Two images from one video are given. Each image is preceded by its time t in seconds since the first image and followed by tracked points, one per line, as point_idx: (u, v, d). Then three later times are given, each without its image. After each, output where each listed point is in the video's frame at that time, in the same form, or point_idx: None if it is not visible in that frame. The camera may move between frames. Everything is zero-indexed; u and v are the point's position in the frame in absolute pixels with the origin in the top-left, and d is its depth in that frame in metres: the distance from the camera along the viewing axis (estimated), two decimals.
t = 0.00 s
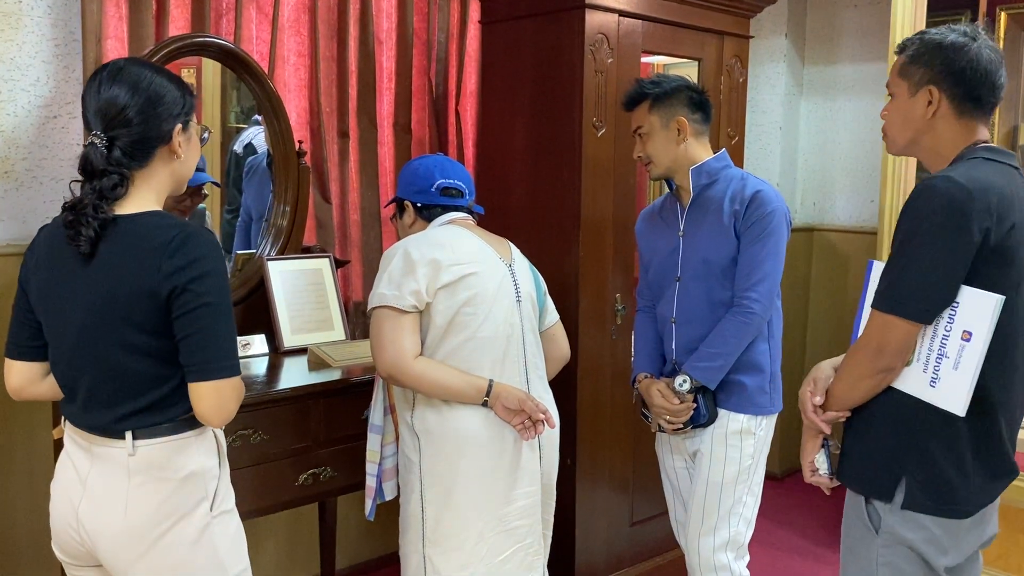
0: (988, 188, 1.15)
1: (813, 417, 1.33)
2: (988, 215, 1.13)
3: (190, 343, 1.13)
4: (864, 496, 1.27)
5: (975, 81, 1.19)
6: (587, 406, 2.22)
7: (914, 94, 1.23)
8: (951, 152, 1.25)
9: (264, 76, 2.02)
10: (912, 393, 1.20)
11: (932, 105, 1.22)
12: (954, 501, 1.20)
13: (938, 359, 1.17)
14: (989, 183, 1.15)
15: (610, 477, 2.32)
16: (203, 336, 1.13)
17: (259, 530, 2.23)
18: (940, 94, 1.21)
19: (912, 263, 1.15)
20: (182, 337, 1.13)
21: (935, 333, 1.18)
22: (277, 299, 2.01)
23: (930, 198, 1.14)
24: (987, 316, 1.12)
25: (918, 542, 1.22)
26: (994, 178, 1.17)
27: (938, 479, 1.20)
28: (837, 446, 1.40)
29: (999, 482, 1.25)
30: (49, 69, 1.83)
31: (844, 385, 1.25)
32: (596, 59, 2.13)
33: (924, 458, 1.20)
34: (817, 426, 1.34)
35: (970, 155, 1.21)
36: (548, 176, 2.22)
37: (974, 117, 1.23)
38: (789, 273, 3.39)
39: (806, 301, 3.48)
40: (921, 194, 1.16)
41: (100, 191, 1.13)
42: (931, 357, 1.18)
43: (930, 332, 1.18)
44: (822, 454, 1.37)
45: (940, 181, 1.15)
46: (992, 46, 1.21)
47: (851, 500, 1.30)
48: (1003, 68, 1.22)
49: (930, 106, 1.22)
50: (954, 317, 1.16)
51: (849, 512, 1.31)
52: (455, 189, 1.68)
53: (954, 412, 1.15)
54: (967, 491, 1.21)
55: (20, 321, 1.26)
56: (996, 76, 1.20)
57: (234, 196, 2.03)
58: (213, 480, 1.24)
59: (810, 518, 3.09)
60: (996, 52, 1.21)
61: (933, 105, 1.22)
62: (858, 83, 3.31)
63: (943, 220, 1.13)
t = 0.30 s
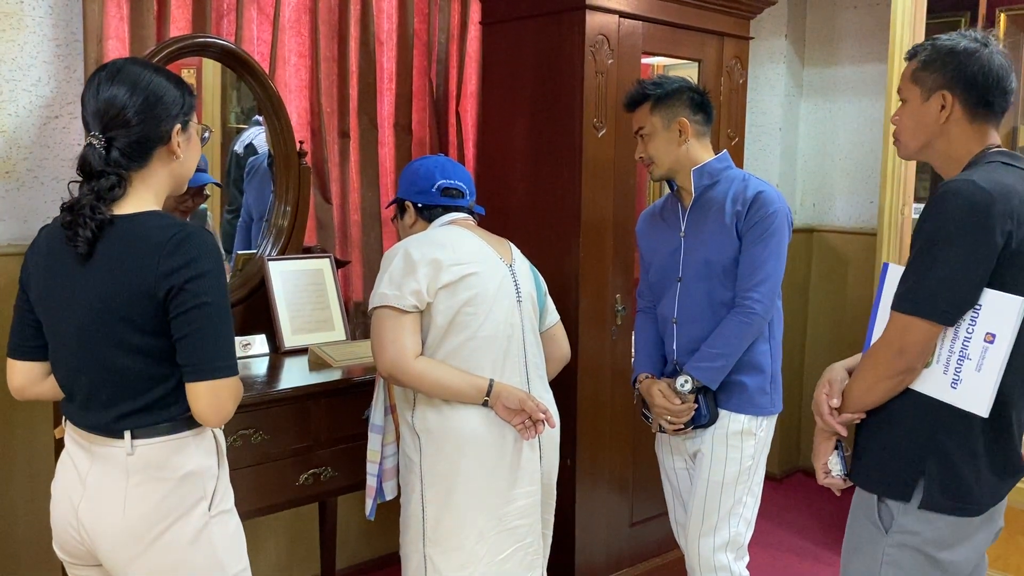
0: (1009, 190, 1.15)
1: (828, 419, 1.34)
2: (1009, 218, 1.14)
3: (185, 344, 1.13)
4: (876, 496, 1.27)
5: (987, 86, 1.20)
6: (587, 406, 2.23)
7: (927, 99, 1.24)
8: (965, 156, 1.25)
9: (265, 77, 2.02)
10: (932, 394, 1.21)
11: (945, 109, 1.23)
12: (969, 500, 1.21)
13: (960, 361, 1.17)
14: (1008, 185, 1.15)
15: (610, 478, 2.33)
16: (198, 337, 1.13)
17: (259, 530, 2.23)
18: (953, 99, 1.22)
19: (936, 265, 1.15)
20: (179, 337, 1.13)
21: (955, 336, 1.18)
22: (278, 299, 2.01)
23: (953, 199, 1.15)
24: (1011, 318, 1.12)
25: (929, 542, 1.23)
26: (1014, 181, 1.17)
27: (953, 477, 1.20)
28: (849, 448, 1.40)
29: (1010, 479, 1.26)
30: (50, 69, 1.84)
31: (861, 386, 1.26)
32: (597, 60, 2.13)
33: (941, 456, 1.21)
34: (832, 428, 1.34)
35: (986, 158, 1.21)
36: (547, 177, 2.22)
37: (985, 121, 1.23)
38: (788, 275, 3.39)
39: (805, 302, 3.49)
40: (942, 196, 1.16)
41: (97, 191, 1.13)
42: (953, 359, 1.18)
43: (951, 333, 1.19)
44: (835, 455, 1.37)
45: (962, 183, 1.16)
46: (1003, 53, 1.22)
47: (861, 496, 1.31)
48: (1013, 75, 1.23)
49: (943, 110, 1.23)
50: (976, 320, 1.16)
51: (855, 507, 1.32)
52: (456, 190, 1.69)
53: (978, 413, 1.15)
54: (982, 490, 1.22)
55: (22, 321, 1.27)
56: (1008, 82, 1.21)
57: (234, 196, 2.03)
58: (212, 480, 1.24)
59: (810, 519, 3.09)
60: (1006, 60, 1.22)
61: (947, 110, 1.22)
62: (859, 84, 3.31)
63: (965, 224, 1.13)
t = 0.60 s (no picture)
0: (1014, 194, 1.15)
1: (830, 419, 1.34)
2: (1014, 221, 1.14)
3: (191, 344, 1.13)
4: (879, 497, 1.27)
5: (994, 89, 1.20)
6: (588, 408, 2.23)
7: (934, 102, 1.24)
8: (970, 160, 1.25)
9: (267, 79, 2.03)
10: (934, 397, 1.21)
11: (952, 113, 1.23)
12: (971, 501, 1.21)
13: (962, 364, 1.18)
14: (1012, 189, 1.16)
15: (610, 480, 2.33)
16: (203, 337, 1.13)
17: (259, 532, 2.23)
18: (960, 102, 1.22)
19: (939, 267, 1.15)
20: (184, 337, 1.13)
21: (958, 338, 1.18)
22: (280, 300, 2.01)
23: (958, 202, 1.15)
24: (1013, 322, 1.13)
25: (931, 543, 1.23)
26: (1019, 185, 1.17)
27: (954, 478, 1.21)
28: (849, 449, 1.40)
29: (1011, 481, 1.26)
30: (52, 71, 1.84)
31: (863, 387, 1.26)
32: (598, 62, 2.14)
33: (942, 458, 1.21)
34: (833, 429, 1.34)
35: (991, 162, 1.22)
36: (548, 178, 2.22)
37: (990, 124, 1.23)
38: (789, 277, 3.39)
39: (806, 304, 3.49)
40: (947, 201, 1.16)
41: (102, 190, 1.13)
42: (955, 362, 1.18)
43: (953, 336, 1.19)
44: (835, 455, 1.37)
45: (968, 186, 1.16)
46: (1009, 56, 1.23)
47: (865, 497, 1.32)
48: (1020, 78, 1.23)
49: (949, 113, 1.23)
50: (978, 323, 1.16)
51: (857, 509, 1.32)
52: (456, 192, 1.69)
53: (980, 416, 1.15)
54: (983, 492, 1.22)
55: (26, 320, 1.27)
56: (1014, 86, 1.21)
57: (236, 198, 2.03)
58: (221, 480, 1.25)
59: (811, 521, 3.09)
60: (1012, 63, 1.23)
61: (953, 113, 1.23)
62: (860, 86, 3.31)
63: (968, 227, 1.13)
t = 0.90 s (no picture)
0: (1017, 194, 1.15)
1: (831, 418, 1.34)
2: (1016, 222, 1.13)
3: (223, 338, 1.13)
4: (881, 496, 1.27)
5: (999, 87, 1.20)
6: (589, 407, 2.23)
7: (938, 101, 1.24)
8: (974, 159, 1.25)
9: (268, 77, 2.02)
10: (935, 397, 1.21)
11: (956, 111, 1.23)
12: (973, 501, 1.20)
13: (962, 364, 1.17)
14: (1015, 189, 1.15)
15: (611, 479, 2.33)
16: (238, 331, 1.13)
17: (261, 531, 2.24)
18: (964, 101, 1.22)
19: (940, 267, 1.15)
20: (216, 332, 1.13)
21: (959, 338, 1.18)
22: (281, 298, 2.01)
23: (959, 202, 1.15)
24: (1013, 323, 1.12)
25: (932, 542, 1.23)
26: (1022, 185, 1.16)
27: (957, 478, 1.20)
28: (853, 447, 1.40)
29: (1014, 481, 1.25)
30: (54, 69, 1.84)
31: (863, 387, 1.26)
32: (600, 62, 2.14)
33: (943, 458, 1.21)
34: (835, 428, 1.35)
35: (995, 161, 1.21)
36: (553, 176, 2.21)
37: (994, 123, 1.23)
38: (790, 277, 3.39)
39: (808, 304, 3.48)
40: (948, 201, 1.16)
41: (120, 185, 1.12)
42: (956, 362, 1.18)
43: (955, 336, 1.19)
44: (839, 453, 1.37)
45: (969, 186, 1.16)
46: (1014, 55, 1.22)
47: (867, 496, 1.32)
48: None
49: (954, 112, 1.23)
50: (979, 323, 1.16)
51: (860, 508, 1.33)
52: (457, 191, 1.69)
53: (981, 416, 1.15)
54: (986, 491, 1.21)
55: (36, 318, 1.23)
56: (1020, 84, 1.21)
57: (238, 197, 2.03)
58: (242, 472, 1.26)
59: (813, 521, 3.09)
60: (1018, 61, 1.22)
61: (957, 112, 1.23)
62: (862, 86, 3.31)
63: (968, 228, 1.13)
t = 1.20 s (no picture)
0: None
1: (840, 417, 1.34)
2: None
3: (254, 340, 1.14)
4: (889, 495, 1.27)
5: (1011, 85, 1.19)
6: (595, 406, 2.23)
7: (948, 100, 1.24)
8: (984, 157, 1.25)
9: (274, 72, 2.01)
10: (943, 396, 1.20)
11: (967, 109, 1.23)
12: (981, 500, 1.20)
13: (970, 363, 1.17)
14: None
15: (618, 478, 2.32)
16: (268, 333, 1.14)
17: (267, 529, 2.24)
18: (975, 98, 1.22)
19: (948, 265, 1.15)
20: (245, 333, 1.13)
21: (967, 337, 1.18)
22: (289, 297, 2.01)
23: (968, 201, 1.14)
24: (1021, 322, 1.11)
25: (941, 541, 1.22)
26: None
27: (966, 477, 1.20)
28: (863, 445, 1.39)
29: None
30: (61, 67, 1.85)
31: (872, 385, 1.26)
32: (606, 60, 2.13)
33: (952, 456, 1.21)
34: (844, 426, 1.34)
35: (1007, 158, 1.21)
36: (560, 175, 2.21)
37: (1006, 120, 1.22)
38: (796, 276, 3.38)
39: (813, 302, 3.47)
40: (957, 200, 1.16)
41: (120, 186, 1.12)
42: (964, 361, 1.18)
43: (963, 335, 1.18)
44: (849, 451, 1.37)
45: (978, 184, 1.15)
46: None
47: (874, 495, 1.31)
48: None
49: (964, 110, 1.23)
50: (988, 322, 1.15)
51: (869, 507, 1.32)
52: (463, 190, 1.69)
53: (989, 416, 1.14)
54: (994, 490, 1.21)
55: (57, 318, 1.23)
56: None
57: (244, 195, 2.02)
58: (262, 471, 1.26)
59: (819, 521, 3.08)
60: None
61: (968, 110, 1.22)
62: (868, 85, 3.31)
63: (977, 227, 1.13)
